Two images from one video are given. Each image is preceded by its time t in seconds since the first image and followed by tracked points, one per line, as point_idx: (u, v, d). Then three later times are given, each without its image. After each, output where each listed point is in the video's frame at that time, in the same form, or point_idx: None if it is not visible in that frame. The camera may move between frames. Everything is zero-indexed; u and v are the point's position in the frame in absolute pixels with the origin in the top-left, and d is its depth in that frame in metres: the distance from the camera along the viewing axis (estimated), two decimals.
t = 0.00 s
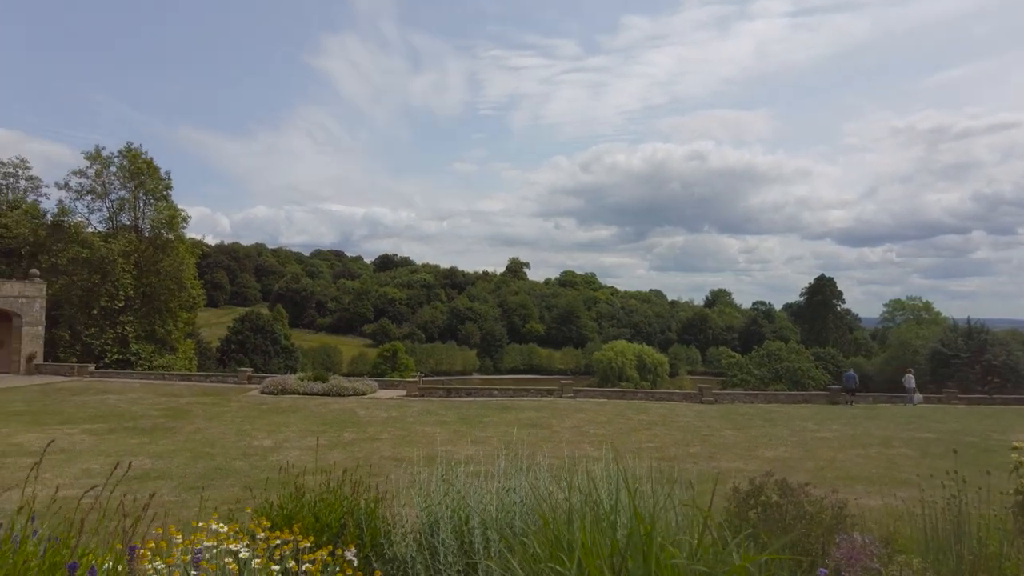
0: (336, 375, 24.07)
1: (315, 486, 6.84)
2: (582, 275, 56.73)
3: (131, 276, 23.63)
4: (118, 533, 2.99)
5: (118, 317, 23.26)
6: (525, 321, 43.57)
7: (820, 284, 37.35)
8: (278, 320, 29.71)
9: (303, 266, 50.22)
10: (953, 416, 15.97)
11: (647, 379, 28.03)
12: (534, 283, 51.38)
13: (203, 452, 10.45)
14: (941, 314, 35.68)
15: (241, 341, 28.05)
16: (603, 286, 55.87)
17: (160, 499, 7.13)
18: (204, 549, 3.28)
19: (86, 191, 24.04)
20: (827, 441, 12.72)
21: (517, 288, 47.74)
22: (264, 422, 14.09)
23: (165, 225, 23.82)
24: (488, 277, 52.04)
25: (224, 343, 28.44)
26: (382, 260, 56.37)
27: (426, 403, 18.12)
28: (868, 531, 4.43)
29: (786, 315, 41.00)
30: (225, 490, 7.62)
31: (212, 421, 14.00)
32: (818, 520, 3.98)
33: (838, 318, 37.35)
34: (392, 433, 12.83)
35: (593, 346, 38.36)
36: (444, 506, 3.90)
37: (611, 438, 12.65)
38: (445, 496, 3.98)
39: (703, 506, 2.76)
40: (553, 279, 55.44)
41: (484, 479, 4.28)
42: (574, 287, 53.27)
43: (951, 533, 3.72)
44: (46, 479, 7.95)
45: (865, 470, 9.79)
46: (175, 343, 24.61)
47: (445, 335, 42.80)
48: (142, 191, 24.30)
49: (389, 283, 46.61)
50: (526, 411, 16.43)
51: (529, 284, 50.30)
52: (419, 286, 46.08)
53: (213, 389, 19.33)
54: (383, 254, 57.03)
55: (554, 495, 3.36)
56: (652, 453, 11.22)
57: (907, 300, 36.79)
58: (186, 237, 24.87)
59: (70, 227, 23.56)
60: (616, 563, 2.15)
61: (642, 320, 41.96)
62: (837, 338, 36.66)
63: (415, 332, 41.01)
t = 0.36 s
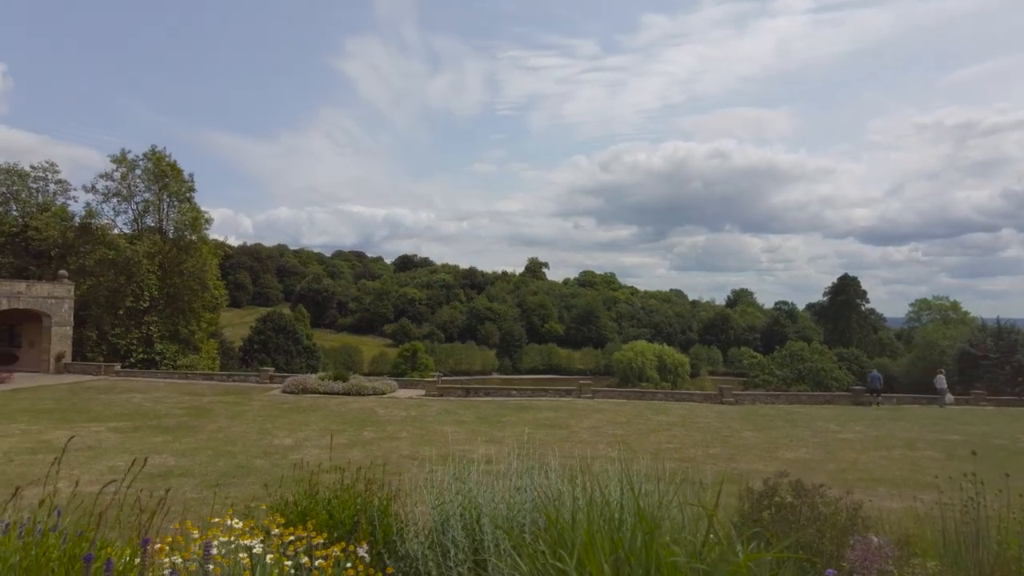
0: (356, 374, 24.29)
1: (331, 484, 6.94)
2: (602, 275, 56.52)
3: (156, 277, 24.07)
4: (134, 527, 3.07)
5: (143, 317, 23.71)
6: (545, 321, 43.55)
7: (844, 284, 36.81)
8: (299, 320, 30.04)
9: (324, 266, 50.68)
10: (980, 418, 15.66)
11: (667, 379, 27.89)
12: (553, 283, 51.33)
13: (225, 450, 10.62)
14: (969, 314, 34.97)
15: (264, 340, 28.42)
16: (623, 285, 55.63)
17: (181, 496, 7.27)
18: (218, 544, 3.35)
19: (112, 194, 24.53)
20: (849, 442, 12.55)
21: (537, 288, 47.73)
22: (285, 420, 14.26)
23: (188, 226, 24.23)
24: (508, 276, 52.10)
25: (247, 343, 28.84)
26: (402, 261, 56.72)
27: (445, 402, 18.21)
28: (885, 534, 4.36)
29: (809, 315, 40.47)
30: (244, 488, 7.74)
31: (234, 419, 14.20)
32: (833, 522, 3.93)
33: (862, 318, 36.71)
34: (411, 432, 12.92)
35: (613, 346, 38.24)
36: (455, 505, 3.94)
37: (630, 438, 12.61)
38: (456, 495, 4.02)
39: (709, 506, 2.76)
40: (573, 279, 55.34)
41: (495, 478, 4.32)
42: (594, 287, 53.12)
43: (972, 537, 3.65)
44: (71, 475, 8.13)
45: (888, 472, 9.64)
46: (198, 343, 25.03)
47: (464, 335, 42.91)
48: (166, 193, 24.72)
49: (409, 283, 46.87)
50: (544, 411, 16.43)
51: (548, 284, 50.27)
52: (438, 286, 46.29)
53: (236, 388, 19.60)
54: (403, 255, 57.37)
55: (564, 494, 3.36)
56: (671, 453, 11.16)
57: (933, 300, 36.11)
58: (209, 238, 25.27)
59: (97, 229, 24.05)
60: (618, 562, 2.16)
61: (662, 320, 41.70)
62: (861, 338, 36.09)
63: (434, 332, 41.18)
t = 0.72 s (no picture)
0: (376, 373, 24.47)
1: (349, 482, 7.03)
2: (622, 274, 56.26)
3: (180, 277, 24.48)
4: (156, 521, 3.14)
5: (167, 317, 24.11)
6: (564, 321, 43.48)
7: (868, 283, 36.26)
8: (321, 319, 30.33)
9: (345, 267, 51.10)
10: (1009, 421, 15.32)
11: (688, 380, 27.70)
12: (572, 283, 51.25)
13: (247, 448, 10.76)
14: (998, 315, 34.22)
15: (285, 340, 28.76)
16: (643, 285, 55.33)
17: (202, 493, 7.40)
18: (236, 539, 3.40)
19: (138, 195, 25.00)
20: (873, 444, 12.36)
21: (556, 288, 47.68)
22: (306, 419, 14.43)
23: (211, 227, 24.64)
24: (527, 276, 52.12)
25: (269, 342, 29.20)
26: (422, 260, 57.02)
27: (464, 401, 18.28)
28: (905, 538, 4.31)
29: (832, 315, 39.90)
30: (264, 485, 7.85)
31: (255, 418, 14.40)
32: (851, 524, 3.90)
33: (887, 319, 36.09)
34: (430, 431, 12.99)
35: (633, 346, 38.05)
36: (470, 503, 3.96)
37: (649, 439, 12.56)
38: (472, 492, 4.04)
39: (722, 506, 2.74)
40: (592, 279, 55.19)
41: (509, 476, 4.34)
42: (613, 287, 52.92)
43: (994, 540, 3.61)
44: (97, 471, 8.30)
45: (914, 475, 9.47)
46: (221, 342, 25.40)
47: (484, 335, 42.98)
48: (190, 194, 25.13)
49: (429, 283, 47.07)
50: (563, 411, 16.41)
51: (567, 284, 50.16)
52: (458, 286, 46.43)
53: (258, 387, 19.85)
54: (423, 255, 57.63)
55: (577, 494, 3.37)
56: (690, 454, 11.09)
57: (961, 300, 35.39)
58: (231, 239, 25.65)
59: (123, 230, 24.54)
60: (626, 560, 2.16)
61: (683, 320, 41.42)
62: (886, 338, 35.50)
63: (454, 332, 41.32)
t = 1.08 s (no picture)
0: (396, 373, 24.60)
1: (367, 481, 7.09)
2: (642, 274, 55.94)
3: (203, 277, 24.88)
4: (177, 516, 3.20)
5: (191, 316, 24.48)
6: (583, 321, 43.37)
7: (893, 283, 35.69)
8: (342, 319, 30.58)
9: (365, 267, 51.48)
10: None
11: (709, 381, 27.47)
12: (592, 283, 51.08)
13: (269, 446, 10.90)
14: None
15: (307, 339, 29.06)
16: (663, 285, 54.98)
17: (225, 490, 7.52)
18: (256, 536, 3.45)
19: (162, 197, 25.43)
20: (898, 446, 12.14)
21: (576, 288, 47.57)
22: (327, 417, 14.57)
23: (234, 227, 25.02)
24: (546, 276, 52.07)
25: (291, 341, 29.52)
26: (442, 260, 57.25)
27: (483, 401, 18.31)
28: (929, 543, 4.22)
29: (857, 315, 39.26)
30: (285, 483, 7.95)
31: (277, 416, 14.57)
32: (872, 527, 3.83)
33: (912, 319, 35.43)
34: (449, 430, 13.04)
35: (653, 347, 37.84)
36: (487, 501, 3.97)
37: (669, 440, 12.46)
38: (489, 491, 4.06)
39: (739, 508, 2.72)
40: (612, 279, 54.97)
41: (525, 476, 4.34)
42: (633, 287, 52.66)
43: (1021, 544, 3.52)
44: (121, 467, 8.47)
45: (940, 478, 9.29)
46: (244, 342, 25.73)
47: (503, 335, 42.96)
48: (213, 195, 25.50)
49: (448, 283, 47.23)
50: (582, 411, 16.37)
51: (587, 284, 50.00)
52: (478, 286, 46.53)
53: (280, 385, 20.08)
54: (443, 255, 57.87)
55: (594, 494, 3.36)
56: (711, 455, 10.99)
57: (990, 299, 34.63)
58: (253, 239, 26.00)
59: (149, 231, 25.01)
60: (639, 559, 2.16)
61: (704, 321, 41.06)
62: (912, 339, 34.87)
63: (473, 332, 41.41)
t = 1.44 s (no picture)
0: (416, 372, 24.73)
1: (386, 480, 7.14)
2: (662, 274, 55.61)
3: (226, 277, 25.23)
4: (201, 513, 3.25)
5: (214, 316, 24.84)
6: (603, 321, 43.23)
7: (919, 282, 35.11)
8: (363, 319, 30.80)
9: (386, 267, 51.84)
10: None
11: (730, 382, 27.23)
12: (611, 283, 50.88)
13: (291, 445, 11.03)
14: None
15: (328, 338, 29.34)
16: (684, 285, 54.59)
17: (247, 488, 7.62)
18: (278, 533, 3.50)
19: (187, 198, 25.84)
20: (925, 449, 11.92)
21: (595, 288, 47.45)
22: (348, 416, 14.70)
23: (257, 228, 25.36)
24: (565, 276, 51.99)
25: (312, 341, 29.83)
26: (461, 261, 57.49)
27: (503, 401, 18.34)
28: (956, 548, 4.13)
29: (881, 315, 38.63)
30: (307, 480, 8.04)
31: (298, 415, 14.72)
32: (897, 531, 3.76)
33: (939, 320, 34.80)
34: (468, 429, 13.08)
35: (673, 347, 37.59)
36: (506, 501, 3.98)
37: (689, 441, 12.38)
38: (507, 492, 4.06)
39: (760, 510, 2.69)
40: (632, 279, 54.71)
41: (543, 476, 4.35)
42: (653, 287, 52.35)
43: None
44: (147, 465, 8.63)
45: (969, 482, 9.09)
46: (266, 341, 26.03)
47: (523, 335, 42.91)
48: (236, 197, 25.86)
49: (468, 283, 47.35)
50: (602, 412, 16.33)
51: (607, 284, 49.83)
52: (497, 287, 46.62)
53: (301, 385, 20.30)
54: (463, 255, 58.08)
55: (613, 495, 3.36)
56: (732, 457, 10.88)
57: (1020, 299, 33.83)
58: (276, 240, 26.36)
59: (173, 232, 25.45)
60: (660, 560, 2.15)
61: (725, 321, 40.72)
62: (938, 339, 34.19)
63: (492, 332, 41.46)
